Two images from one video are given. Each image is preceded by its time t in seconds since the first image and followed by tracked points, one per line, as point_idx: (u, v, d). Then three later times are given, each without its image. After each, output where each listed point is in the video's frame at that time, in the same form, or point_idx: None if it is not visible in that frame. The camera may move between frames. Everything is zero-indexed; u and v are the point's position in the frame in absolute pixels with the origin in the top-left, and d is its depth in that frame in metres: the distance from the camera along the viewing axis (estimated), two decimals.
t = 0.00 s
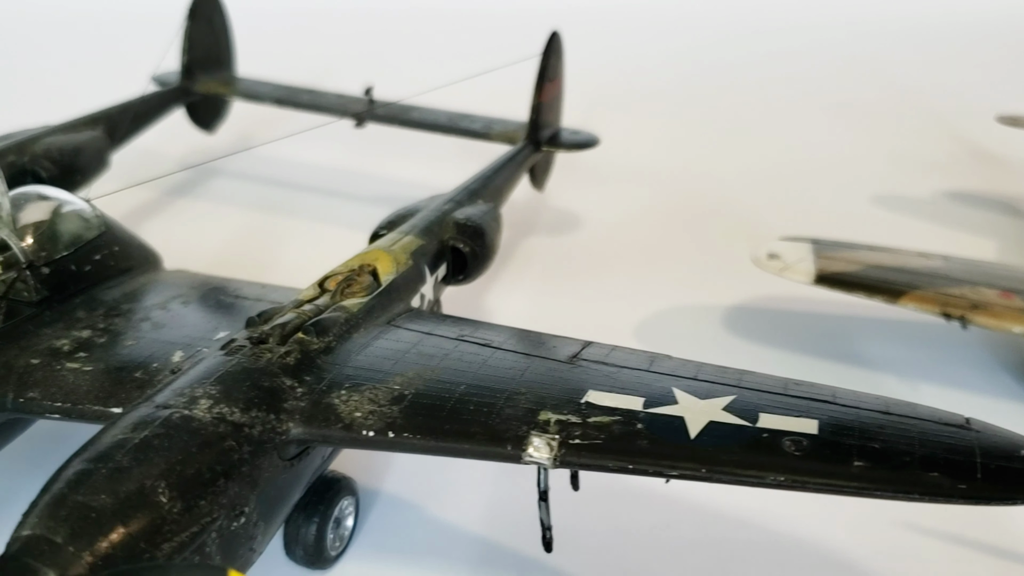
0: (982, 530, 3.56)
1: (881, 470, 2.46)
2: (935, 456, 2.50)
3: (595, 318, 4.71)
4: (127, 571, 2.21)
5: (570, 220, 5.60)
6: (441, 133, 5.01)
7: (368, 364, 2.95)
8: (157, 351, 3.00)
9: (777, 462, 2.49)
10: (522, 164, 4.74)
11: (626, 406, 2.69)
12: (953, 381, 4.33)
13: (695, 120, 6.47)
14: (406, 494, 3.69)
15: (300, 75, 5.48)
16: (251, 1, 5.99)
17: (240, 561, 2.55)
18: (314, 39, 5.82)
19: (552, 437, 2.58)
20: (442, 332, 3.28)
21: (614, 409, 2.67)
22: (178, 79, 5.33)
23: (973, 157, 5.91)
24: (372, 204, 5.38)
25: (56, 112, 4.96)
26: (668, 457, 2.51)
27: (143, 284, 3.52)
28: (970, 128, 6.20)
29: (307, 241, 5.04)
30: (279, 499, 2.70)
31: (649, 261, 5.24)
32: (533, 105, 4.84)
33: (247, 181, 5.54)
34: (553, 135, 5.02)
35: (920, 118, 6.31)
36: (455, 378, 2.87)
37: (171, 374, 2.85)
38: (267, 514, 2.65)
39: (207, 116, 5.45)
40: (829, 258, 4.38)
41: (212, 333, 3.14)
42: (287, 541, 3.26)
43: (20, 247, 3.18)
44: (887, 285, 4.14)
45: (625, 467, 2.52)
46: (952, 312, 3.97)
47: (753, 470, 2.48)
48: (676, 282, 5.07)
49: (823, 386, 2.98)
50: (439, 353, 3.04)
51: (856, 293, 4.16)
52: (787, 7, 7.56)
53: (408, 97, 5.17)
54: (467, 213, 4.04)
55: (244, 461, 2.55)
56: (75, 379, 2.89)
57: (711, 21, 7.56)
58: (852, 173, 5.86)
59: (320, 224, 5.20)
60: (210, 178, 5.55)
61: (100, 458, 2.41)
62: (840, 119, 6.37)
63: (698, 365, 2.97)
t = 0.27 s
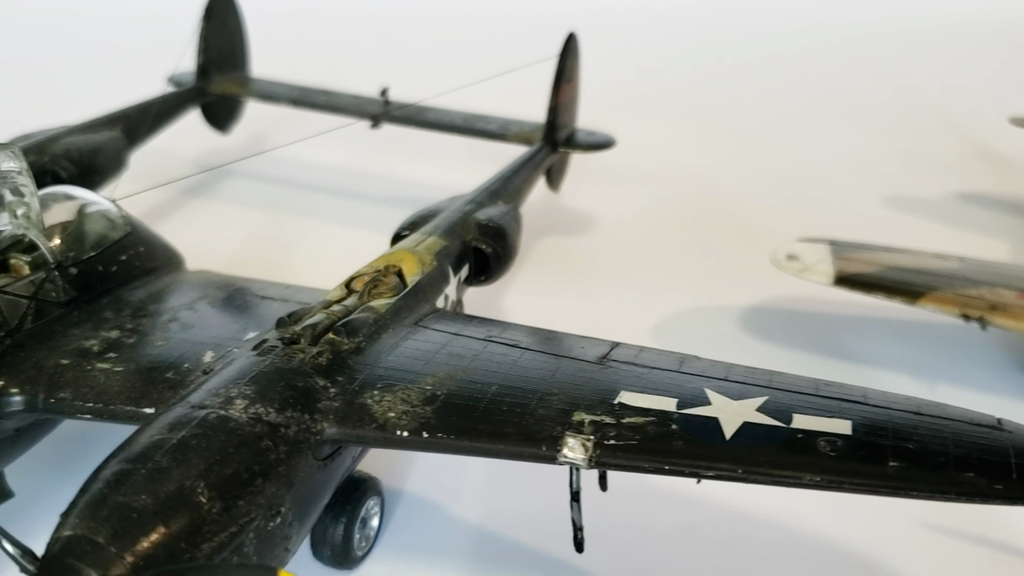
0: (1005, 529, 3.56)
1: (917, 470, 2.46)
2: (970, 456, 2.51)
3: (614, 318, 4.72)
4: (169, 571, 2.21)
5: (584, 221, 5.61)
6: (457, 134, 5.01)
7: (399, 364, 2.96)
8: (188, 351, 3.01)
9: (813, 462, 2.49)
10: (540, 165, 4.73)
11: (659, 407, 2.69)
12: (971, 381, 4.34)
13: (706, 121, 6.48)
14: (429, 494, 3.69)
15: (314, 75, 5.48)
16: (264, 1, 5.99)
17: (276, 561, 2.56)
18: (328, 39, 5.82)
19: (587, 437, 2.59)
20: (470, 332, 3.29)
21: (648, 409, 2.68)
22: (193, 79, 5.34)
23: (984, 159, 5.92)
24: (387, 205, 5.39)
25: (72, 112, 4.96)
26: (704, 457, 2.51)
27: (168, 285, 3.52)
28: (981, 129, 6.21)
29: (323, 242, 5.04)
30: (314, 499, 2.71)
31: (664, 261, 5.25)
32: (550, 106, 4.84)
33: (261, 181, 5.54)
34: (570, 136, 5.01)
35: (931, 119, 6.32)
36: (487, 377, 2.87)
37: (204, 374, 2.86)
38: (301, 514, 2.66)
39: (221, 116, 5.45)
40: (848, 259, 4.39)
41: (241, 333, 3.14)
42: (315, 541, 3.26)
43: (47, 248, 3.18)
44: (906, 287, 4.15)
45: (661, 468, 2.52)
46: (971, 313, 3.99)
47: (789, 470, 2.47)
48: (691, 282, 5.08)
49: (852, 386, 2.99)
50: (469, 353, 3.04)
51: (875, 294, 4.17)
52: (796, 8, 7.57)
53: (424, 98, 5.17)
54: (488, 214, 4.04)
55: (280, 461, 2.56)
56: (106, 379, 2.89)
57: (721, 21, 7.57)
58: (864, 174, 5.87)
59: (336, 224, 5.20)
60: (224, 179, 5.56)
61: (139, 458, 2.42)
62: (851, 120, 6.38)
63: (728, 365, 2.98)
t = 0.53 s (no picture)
0: None
1: (953, 470, 2.47)
2: (1005, 456, 2.52)
3: (632, 320, 4.73)
4: (213, 570, 2.22)
5: (600, 221, 5.62)
6: (475, 135, 5.02)
7: (432, 364, 2.97)
8: (221, 352, 3.02)
9: (850, 462, 2.50)
10: (559, 166, 4.71)
11: (695, 407, 2.71)
12: (989, 382, 4.34)
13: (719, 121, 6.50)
14: (456, 494, 3.69)
15: (331, 76, 5.49)
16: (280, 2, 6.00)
17: (314, 560, 2.57)
18: (343, 40, 5.82)
19: (623, 437, 2.60)
20: (499, 332, 3.29)
21: (683, 410, 2.69)
22: (210, 79, 5.36)
23: (999, 161, 5.92)
24: (404, 206, 5.39)
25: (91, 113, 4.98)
26: (741, 457, 2.52)
27: (196, 286, 3.52)
28: (995, 131, 6.22)
29: (340, 242, 5.05)
30: (349, 499, 2.72)
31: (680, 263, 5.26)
32: (569, 108, 4.84)
33: (276, 182, 5.55)
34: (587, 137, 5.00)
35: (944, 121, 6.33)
36: (520, 378, 2.87)
37: (239, 374, 2.87)
38: (337, 513, 2.67)
39: (237, 117, 5.46)
40: (867, 260, 4.39)
41: (272, 334, 3.15)
42: (343, 541, 3.27)
43: (78, 248, 3.19)
44: (926, 289, 4.16)
45: (698, 468, 2.53)
46: (991, 314, 3.98)
47: (826, 470, 2.49)
48: (708, 282, 5.10)
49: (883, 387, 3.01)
50: (501, 353, 3.05)
51: (895, 295, 4.17)
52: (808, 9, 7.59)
53: (441, 100, 5.18)
54: (511, 215, 4.04)
55: (318, 461, 2.57)
56: (140, 379, 2.90)
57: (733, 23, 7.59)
58: (878, 176, 5.89)
59: (353, 225, 5.21)
60: (241, 179, 5.57)
61: (180, 458, 2.43)
62: (864, 121, 6.40)
63: (760, 366, 2.99)
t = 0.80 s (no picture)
0: None
1: (988, 470, 2.48)
2: None
3: (648, 321, 4.73)
4: (256, 570, 2.23)
5: (615, 221, 5.63)
6: (490, 135, 5.02)
7: (463, 364, 2.98)
8: (252, 352, 3.03)
9: (886, 462, 2.51)
10: (576, 167, 4.69)
11: (728, 407, 2.72)
12: (1007, 382, 4.35)
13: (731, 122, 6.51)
14: (480, 493, 3.69)
15: (346, 77, 5.49)
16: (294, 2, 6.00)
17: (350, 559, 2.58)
18: (357, 40, 5.82)
19: (659, 438, 2.60)
20: (527, 333, 3.30)
21: (717, 410, 2.70)
22: (225, 80, 5.36)
23: (1012, 162, 5.93)
24: (419, 206, 5.40)
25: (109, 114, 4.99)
26: (777, 457, 2.53)
27: (221, 286, 3.52)
28: (1008, 132, 6.22)
29: (357, 243, 5.05)
30: (383, 498, 2.73)
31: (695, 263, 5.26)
32: (586, 108, 4.84)
33: (290, 182, 5.55)
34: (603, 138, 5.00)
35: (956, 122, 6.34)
36: (553, 378, 2.87)
37: (272, 375, 2.89)
38: (372, 513, 2.68)
39: (252, 118, 5.46)
40: (886, 261, 4.40)
41: (302, 334, 3.16)
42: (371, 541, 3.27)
43: (106, 249, 3.19)
44: (945, 289, 4.16)
45: (734, 468, 2.53)
46: (1010, 315, 3.98)
47: (862, 470, 2.49)
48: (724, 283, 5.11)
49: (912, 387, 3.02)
50: (531, 353, 3.05)
51: (915, 296, 4.18)
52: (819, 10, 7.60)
53: (457, 100, 5.18)
54: (533, 215, 4.04)
55: (355, 461, 2.58)
56: (172, 379, 2.91)
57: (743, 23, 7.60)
58: (889, 177, 5.90)
59: (368, 226, 5.22)
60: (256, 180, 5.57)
61: (220, 458, 2.44)
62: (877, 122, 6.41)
63: (790, 367, 3.01)
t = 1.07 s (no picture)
0: None
1: None
2: None
3: (666, 322, 4.73)
4: (299, 569, 2.24)
5: (630, 222, 5.66)
6: (507, 135, 5.03)
7: (495, 364, 2.98)
8: (284, 352, 3.04)
9: (922, 462, 2.52)
10: (595, 167, 4.71)
11: (763, 408, 2.73)
12: None
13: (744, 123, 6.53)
14: (504, 493, 3.70)
15: (361, 77, 5.50)
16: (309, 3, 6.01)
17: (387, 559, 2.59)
18: (372, 41, 5.83)
19: (696, 438, 2.61)
20: (556, 333, 3.30)
21: (752, 411, 2.71)
22: (241, 80, 5.37)
23: None
24: (435, 207, 5.41)
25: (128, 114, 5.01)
26: (814, 457, 2.54)
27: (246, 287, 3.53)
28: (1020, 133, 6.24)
29: (374, 243, 5.07)
30: (418, 497, 2.74)
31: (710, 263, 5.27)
32: (604, 109, 4.85)
33: (305, 182, 5.55)
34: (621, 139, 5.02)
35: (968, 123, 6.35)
36: (586, 377, 2.88)
37: (306, 375, 2.90)
38: (407, 512, 2.69)
39: (268, 118, 5.47)
40: (904, 261, 4.41)
41: (332, 334, 3.17)
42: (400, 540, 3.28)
43: (136, 249, 3.18)
44: (965, 290, 4.17)
45: (771, 468, 2.54)
46: None
47: (899, 470, 2.50)
48: (740, 282, 5.13)
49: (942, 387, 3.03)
50: (563, 353, 3.05)
51: (934, 296, 4.20)
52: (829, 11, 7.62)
53: (473, 101, 5.19)
54: (555, 216, 4.04)
55: (393, 461, 2.59)
56: (205, 379, 2.92)
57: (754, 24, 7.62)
58: (902, 178, 5.91)
59: (384, 226, 5.22)
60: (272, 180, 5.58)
61: (261, 457, 2.45)
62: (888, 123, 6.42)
63: (820, 367, 3.02)
